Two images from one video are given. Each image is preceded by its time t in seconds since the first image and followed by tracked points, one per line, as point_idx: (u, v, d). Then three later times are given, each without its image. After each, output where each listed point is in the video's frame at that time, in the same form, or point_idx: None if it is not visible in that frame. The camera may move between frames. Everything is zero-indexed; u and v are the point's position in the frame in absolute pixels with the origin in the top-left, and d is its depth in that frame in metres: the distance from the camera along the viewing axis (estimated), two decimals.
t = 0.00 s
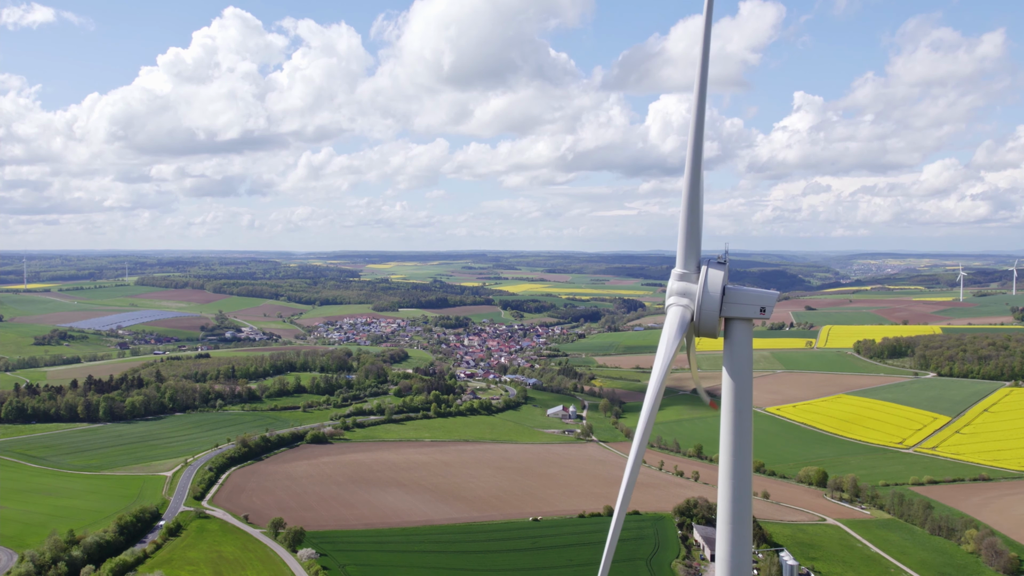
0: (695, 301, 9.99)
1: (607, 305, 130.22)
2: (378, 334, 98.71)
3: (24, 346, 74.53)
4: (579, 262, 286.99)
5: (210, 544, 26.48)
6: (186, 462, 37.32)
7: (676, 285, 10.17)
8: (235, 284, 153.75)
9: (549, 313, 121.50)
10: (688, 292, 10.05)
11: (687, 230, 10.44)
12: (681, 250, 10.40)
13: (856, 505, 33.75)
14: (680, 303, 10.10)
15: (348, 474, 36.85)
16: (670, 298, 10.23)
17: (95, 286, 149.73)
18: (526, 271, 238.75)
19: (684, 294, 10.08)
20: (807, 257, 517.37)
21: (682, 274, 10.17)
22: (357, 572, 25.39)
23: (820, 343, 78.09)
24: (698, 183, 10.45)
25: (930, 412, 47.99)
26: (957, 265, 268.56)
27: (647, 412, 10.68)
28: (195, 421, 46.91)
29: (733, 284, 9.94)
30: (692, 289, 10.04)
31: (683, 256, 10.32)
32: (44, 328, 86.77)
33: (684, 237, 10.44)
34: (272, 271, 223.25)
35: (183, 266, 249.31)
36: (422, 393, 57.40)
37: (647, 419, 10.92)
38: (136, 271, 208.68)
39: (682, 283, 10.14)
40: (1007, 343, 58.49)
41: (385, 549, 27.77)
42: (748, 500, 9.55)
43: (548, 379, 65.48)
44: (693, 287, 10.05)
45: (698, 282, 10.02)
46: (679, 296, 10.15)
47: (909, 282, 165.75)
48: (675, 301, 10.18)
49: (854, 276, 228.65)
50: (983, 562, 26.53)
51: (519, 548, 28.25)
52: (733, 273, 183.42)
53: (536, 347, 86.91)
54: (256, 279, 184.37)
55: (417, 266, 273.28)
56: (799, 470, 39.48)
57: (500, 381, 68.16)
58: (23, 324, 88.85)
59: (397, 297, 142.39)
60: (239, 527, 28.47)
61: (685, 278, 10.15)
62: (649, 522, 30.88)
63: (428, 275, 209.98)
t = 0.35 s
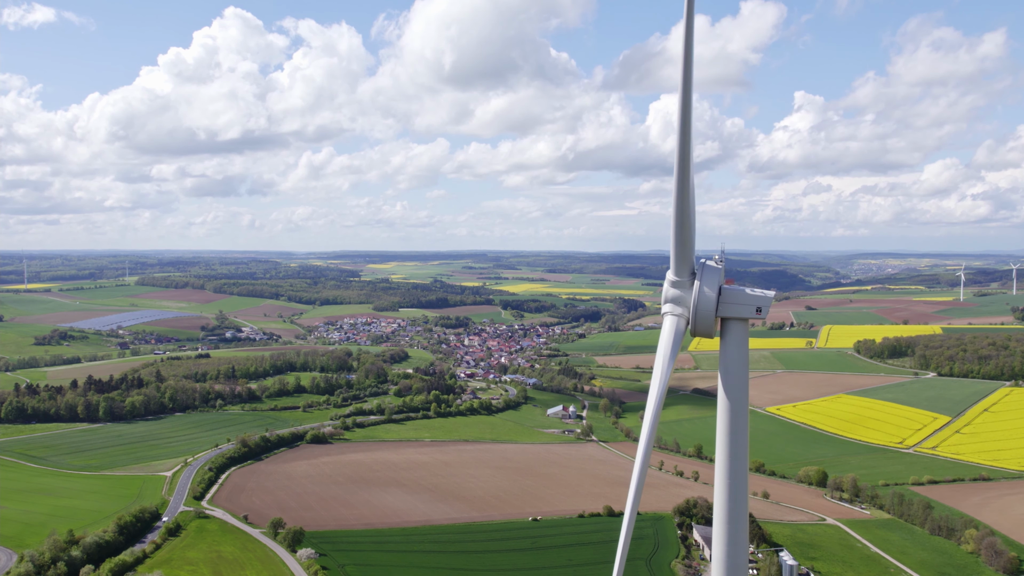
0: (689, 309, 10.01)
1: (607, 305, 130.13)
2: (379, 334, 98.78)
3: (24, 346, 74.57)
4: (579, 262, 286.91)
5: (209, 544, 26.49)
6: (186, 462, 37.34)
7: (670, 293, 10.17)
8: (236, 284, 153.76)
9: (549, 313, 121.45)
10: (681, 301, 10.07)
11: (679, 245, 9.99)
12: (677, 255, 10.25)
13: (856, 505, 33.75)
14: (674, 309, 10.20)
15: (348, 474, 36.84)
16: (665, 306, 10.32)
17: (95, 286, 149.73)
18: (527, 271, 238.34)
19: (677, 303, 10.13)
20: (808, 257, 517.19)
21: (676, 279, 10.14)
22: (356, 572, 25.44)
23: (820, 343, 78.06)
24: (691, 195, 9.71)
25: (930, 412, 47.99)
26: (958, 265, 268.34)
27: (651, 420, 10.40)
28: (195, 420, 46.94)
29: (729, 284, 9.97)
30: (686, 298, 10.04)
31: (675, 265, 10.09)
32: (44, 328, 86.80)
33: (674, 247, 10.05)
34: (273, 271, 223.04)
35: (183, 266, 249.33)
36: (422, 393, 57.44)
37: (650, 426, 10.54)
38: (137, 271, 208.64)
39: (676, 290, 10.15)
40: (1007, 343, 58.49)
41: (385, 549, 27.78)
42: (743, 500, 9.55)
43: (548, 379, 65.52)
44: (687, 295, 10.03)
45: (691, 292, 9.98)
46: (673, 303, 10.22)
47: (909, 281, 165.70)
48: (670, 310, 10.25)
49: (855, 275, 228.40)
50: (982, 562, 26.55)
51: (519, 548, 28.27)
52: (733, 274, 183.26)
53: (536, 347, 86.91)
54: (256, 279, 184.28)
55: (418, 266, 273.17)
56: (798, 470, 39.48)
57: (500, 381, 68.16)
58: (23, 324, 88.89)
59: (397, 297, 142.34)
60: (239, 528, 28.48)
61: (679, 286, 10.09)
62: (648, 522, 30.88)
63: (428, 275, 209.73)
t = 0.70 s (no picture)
0: (682, 314, 10.04)
1: (607, 305, 130.00)
2: (379, 334, 98.76)
3: (24, 346, 74.59)
4: (580, 261, 286.65)
5: (208, 544, 26.51)
6: (185, 462, 37.39)
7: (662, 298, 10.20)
8: (236, 283, 153.65)
9: (549, 313, 121.42)
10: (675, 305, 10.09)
11: (667, 259, 9.67)
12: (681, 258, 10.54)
13: (855, 504, 33.80)
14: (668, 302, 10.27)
15: (348, 474, 36.91)
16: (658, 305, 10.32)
17: (95, 286, 149.60)
18: (527, 270, 237.74)
19: (669, 309, 10.15)
20: (809, 257, 516.84)
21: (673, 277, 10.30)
22: (356, 572, 25.49)
23: (820, 343, 78.03)
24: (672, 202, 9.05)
25: (929, 411, 48.03)
26: (958, 265, 268.06)
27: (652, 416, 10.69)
28: (195, 420, 46.99)
29: (723, 284, 9.99)
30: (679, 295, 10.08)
31: (666, 275, 9.96)
32: (44, 328, 86.78)
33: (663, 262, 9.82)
34: (273, 271, 222.85)
35: (183, 266, 249.17)
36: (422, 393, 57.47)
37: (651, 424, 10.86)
38: (137, 271, 208.43)
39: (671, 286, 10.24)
40: (1007, 342, 58.49)
41: (384, 549, 27.83)
42: (737, 499, 9.59)
43: (548, 379, 65.56)
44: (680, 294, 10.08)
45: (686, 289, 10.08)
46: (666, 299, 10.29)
47: (909, 281, 165.46)
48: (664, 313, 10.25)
49: (855, 275, 228.15)
50: (982, 562, 26.58)
51: (518, 548, 28.30)
52: (733, 274, 183.07)
53: (537, 347, 86.89)
54: (257, 279, 184.20)
55: (418, 266, 272.94)
56: (798, 470, 39.51)
57: (500, 381, 68.19)
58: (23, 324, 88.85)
59: (397, 296, 142.25)
60: (238, 528, 28.51)
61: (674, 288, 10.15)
62: (648, 522, 30.93)
63: (428, 275, 209.56)
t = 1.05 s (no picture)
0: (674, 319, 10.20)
1: (610, 305, 129.80)
2: (381, 334, 98.77)
3: (26, 346, 74.66)
4: (583, 261, 286.02)
5: (209, 544, 26.55)
6: (187, 462, 37.48)
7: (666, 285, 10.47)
8: (238, 283, 153.65)
9: (551, 313, 121.31)
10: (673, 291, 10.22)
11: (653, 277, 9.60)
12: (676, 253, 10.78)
13: (857, 504, 33.75)
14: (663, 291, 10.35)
15: (349, 474, 36.97)
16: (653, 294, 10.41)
17: (98, 286, 149.74)
18: (529, 270, 237.32)
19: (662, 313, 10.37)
20: (812, 255, 515.28)
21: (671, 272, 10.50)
22: (357, 572, 25.52)
23: (823, 342, 77.88)
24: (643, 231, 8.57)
25: (932, 411, 47.93)
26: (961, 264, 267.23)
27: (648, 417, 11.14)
28: (197, 420, 47.11)
29: (716, 283, 10.00)
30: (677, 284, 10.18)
31: (656, 291, 9.98)
32: (47, 328, 86.88)
33: (650, 280, 9.77)
34: (276, 271, 223.00)
35: (186, 266, 249.46)
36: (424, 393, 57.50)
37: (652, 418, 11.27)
38: (139, 271, 208.49)
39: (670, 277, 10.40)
40: (1010, 342, 58.35)
41: (385, 548, 27.85)
42: (732, 499, 9.60)
43: (550, 379, 65.53)
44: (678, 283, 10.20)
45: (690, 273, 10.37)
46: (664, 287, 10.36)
47: (913, 280, 164.73)
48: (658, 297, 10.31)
49: (858, 275, 227.43)
50: (983, 562, 26.53)
51: (519, 548, 28.30)
52: (736, 274, 182.70)
53: (539, 347, 86.84)
54: (259, 279, 184.20)
55: (420, 266, 272.88)
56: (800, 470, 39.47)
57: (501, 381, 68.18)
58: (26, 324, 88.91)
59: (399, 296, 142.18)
60: (239, 527, 28.56)
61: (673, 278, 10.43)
62: (649, 522, 30.93)
63: (431, 275, 209.40)
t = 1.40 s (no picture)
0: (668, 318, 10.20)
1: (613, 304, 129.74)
2: (385, 334, 98.86)
3: (30, 346, 74.94)
4: (586, 260, 285.42)
5: (211, 543, 26.63)
6: (190, 461, 37.64)
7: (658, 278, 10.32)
8: (241, 283, 154.09)
9: (555, 313, 121.30)
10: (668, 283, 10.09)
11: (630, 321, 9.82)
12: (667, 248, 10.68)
13: (860, 504, 33.69)
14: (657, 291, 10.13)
15: (351, 473, 37.07)
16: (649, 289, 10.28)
17: (103, 285, 150.17)
18: (533, 269, 237.31)
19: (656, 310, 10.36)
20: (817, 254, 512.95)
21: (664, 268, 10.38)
22: (358, 571, 25.57)
23: (826, 342, 77.71)
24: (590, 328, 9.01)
25: (935, 411, 47.80)
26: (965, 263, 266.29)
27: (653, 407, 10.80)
28: (199, 419, 47.26)
29: (711, 283, 9.95)
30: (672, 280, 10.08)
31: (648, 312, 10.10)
32: (51, 327, 87.16)
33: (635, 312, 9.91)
34: (280, 271, 223.46)
35: (190, 266, 250.14)
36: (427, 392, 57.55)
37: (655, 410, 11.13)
38: (144, 271, 208.94)
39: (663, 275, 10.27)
40: (1014, 341, 58.11)
41: (386, 547, 27.94)
42: (726, 498, 9.57)
43: (553, 378, 65.53)
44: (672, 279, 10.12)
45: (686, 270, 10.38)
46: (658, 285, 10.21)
47: (917, 280, 164.06)
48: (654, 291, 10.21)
49: (863, 274, 226.87)
50: (986, 562, 26.48)
51: (520, 548, 28.30)
52: (739, 274, 182.39)
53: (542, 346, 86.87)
54: (264, 279, 184.66)
55: (423, 266, 273.16)
56: (803, 469, 39.38)
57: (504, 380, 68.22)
58: (30, 323, 89.15)
59: (402, 296, 142.35)
60: (241, 526, 28.65)
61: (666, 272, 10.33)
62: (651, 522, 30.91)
63: (434, 275, 209.54)
